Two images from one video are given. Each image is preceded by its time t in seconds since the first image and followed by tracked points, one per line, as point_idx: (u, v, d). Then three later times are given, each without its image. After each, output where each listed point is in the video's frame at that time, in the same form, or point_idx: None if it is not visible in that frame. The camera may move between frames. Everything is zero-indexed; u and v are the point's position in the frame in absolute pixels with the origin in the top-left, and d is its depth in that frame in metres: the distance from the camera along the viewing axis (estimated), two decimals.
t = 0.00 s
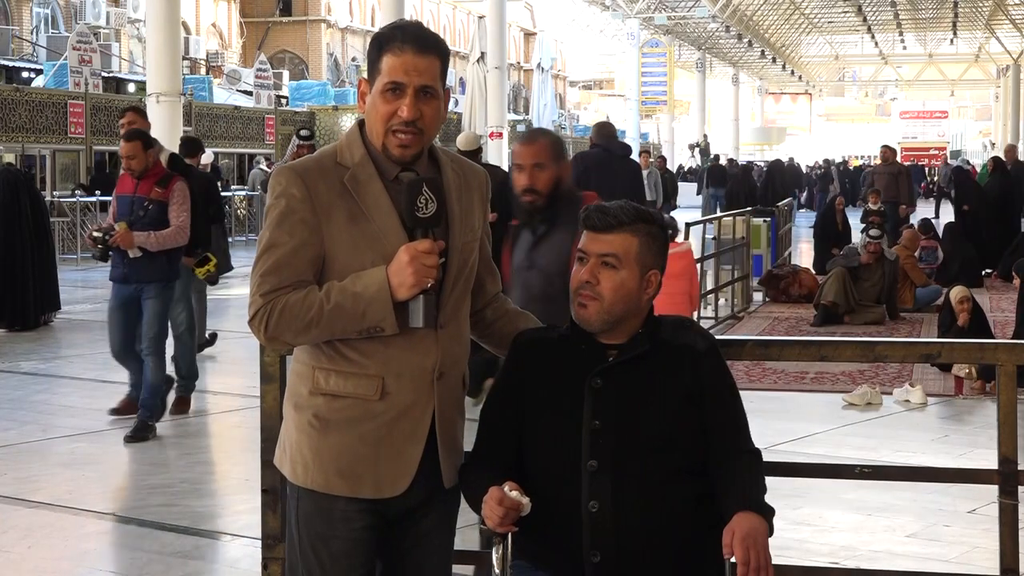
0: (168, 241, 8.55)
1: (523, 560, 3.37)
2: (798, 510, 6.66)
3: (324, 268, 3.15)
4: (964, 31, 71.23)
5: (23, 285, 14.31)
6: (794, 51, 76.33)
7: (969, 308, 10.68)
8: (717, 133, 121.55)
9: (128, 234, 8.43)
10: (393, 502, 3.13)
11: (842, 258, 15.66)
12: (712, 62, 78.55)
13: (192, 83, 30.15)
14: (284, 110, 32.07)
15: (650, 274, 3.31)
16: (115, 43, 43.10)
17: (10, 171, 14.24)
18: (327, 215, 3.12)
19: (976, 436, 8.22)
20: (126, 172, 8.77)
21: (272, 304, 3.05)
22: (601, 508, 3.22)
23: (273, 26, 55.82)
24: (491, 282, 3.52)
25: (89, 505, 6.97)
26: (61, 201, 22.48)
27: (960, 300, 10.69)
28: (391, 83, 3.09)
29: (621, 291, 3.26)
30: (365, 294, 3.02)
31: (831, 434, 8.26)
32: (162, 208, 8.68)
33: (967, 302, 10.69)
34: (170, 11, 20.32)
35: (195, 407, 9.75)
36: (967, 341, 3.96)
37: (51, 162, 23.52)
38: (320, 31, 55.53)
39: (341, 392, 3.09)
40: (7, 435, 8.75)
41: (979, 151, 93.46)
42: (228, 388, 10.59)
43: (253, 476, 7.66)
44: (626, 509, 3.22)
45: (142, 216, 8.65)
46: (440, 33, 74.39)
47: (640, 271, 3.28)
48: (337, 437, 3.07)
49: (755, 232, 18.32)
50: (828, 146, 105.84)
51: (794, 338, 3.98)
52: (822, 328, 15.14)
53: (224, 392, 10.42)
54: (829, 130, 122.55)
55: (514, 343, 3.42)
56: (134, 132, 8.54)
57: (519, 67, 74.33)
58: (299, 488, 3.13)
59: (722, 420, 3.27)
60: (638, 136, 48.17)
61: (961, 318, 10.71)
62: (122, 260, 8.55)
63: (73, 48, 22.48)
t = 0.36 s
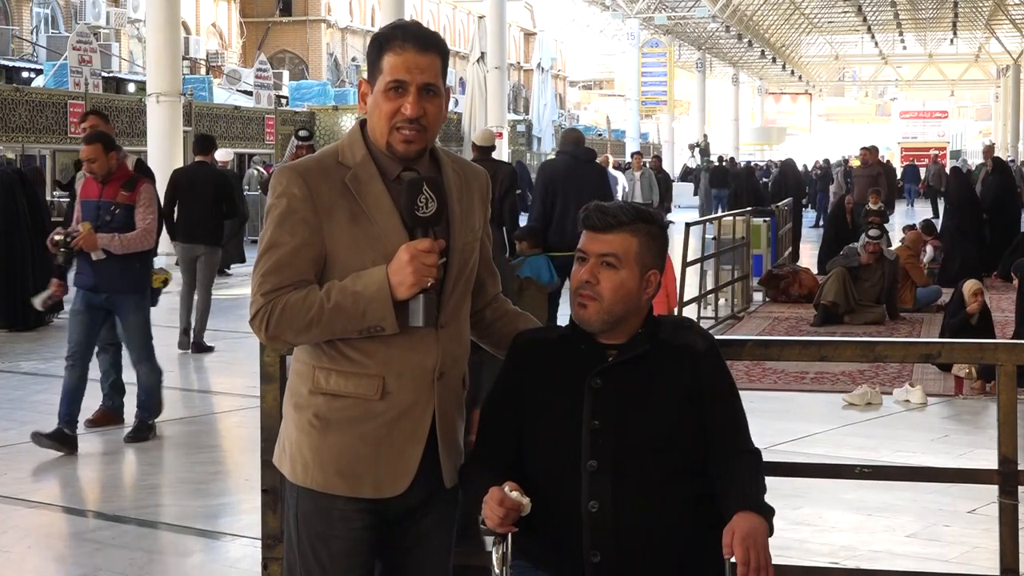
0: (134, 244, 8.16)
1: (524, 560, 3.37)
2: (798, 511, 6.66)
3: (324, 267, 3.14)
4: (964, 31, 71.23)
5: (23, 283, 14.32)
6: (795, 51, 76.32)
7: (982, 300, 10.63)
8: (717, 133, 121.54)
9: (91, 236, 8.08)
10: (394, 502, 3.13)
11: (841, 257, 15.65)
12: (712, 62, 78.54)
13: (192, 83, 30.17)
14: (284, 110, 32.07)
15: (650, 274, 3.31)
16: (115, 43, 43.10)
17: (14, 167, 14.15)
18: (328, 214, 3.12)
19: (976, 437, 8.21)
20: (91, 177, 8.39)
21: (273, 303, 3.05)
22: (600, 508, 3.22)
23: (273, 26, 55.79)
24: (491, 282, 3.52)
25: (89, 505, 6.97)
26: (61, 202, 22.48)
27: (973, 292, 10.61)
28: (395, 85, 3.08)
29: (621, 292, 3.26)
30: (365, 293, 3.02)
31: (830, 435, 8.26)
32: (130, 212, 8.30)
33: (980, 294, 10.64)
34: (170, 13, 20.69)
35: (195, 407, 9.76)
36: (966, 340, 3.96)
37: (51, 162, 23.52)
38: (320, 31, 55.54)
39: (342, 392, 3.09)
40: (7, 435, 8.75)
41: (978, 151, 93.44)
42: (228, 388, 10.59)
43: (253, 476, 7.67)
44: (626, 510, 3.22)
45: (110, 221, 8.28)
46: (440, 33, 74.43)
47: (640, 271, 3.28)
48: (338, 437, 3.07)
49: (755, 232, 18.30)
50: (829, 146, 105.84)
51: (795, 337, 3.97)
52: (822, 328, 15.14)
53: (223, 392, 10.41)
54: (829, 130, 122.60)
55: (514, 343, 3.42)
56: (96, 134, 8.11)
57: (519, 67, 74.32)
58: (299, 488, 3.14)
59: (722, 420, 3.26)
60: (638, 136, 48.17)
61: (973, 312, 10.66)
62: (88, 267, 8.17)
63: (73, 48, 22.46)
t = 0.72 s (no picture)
0: (92, 238, 7.89)
1: (524, 560, 3.37)
2: (798, 510, 6.66)
3: (324, 267, 3.14)
4: (963, 31, 71.21)
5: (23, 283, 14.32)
6: (795, 51, 76.30)
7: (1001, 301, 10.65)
8: (716, 132, 121.51)
9: (47, 231, 7.76)
10: (396, 503, 3.13)
11: (842, 257, 15.66)
12: (712, 61, 78.52)
13: (192, 83, 30.17)
14: (284, 110, 32.05)
15: (649, 274, 3.31)
16: (115, 43, 43.09)
17: (14, 168, 14.26)
18: (326, 215, 3.12)
19: (976, 436, 8.22)
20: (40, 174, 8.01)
21: (273, 304, 3.05)
22: (600, 508, 3.22)
23: (273, 26, 55.77)
24: (490, 282, 3.52)
25: (92, 505, 6.97)
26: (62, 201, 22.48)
27: (994, 291, 10.66)
28: (396, 88, 3.08)
29: (621, 292, 3.26)
30: (364, 292, 3.02)
31: (830, 435, 8.26)
32: (84, 206, 7.98)
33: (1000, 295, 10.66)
34: (170, 12, 20.79)
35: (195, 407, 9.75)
36: (966, 341, 3.96)
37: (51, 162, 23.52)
38: (320, 31, 55.56)
39: (343, 391, 3.09)
40: (8, 435, 8.76)
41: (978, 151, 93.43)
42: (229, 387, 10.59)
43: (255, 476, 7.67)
44: (627, 510, 3.22)
45: (63, 215, 7.93)
46: (440, 33, 74.47)
47: (640, 271, 3.29)
48: (339, 437, 3.07)
49: (755, 232, 18.29)
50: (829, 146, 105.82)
51: (794, 338, 3.97)
52: (822, 327, 15.14)
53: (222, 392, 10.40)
54: (829, 129, 122.63)
55: (513, 343, 3.42)
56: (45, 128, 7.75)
57: (519, 67, 74.33)
58: (300, 489, 3.13)
59: (723, 419, 3.26)
60: (638, 136, 48.18)
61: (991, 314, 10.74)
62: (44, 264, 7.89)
63: (73, 48, 22.43)
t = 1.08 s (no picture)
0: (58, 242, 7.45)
1: (524, 560, 3.37)
2: (798, 511, 6.66)
3: (323, 267, 3.14)
4: (964, 31, 71.19)
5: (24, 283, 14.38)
6: (795, 51, 76.30)
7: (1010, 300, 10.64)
8: (716, 133, 121.52)
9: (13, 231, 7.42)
10: (393, 504, 3.13)
11: (842, 257, 15.64)
12: (712, 61, 78.51)
13: (192, 83, 30.18)
14: (284, 110, 32.04)
15: (650, 273, 3.31)
16: (115, 43, 43.09)
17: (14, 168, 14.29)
18: (326, 214, 3.12)
19: (976, 437, 8.23)
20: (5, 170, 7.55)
21: (271, 304, 3.05)
22: (600, 508, 3.22)
23: (273, 26, 55.76)
24: (488, 283, 3.51)
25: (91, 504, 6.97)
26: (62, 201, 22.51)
27: (1004, 291, 10.64)
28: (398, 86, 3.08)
29: (621, 291, 3.26)
30: (363, 293, 3.02)
31: (830, 436, 8.27)
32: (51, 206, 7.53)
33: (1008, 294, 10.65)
34: (170, 13, 20.80)
35: (195, 407, 9.75)
36: (967, 341, 3.96)
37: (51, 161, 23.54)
38: (320, 31, 55.55)
39: (341, 391, 3.09)
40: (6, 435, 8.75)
41: (978, 151, 93.45)
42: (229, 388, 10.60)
43: (253, 476, 7.66)
44: (626, 509, 3.22)
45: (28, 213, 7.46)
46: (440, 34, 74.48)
47: (640, 270, 3.29)
48: (337, 438, 3.07)
49: (755, 232, 18.28)
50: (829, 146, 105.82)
51: (794, 338, 3.97)
52: (822, 327, 15.14)
53: (223, 392, 10.40)
54: (829, 129, 122.66)
55: (512, 343, 3.42)
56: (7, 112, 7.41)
57: (519, 67, 74.33)
58: (298, 490, 3.13)
59: (723, 420, 3.26)
60: (638, 136, 48.18)
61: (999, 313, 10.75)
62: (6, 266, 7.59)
63: (73, 48, 22.43)
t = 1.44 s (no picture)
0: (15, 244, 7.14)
1: (524, 561, 3.36)
2: (799, 510, 6.66)
3: (322, 269, 3.14)
4: (964, 31, 71.15)
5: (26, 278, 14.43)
6: (795, 51, 76.29)
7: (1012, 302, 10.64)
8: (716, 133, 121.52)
9: None
10: (392, 505, 3.12)
11: (841, 257, 15.61)
12: (712, 61, 78.46)
13: (192, 83, 30.18)
14: (284, 111, 32.03)
15: (649, 274, 3.31)
16: (115, 43, 43.08)
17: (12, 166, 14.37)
18: (326, 216, 3.12)
19: (976, 437, 8.23)
20: None
21: (270, 306, 3.05)
22: (600, 508, 3.21)
23: (273, 26, 55.76)
24: (487, 284, 3.51)
25: (90, 505, 6.96)
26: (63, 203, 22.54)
27: (1006, 292, 10.63)
28: (397, 85, 3.07)
29: (620, 292, 3.26)
30: (363, 296, 3.01)
31: (830, 436, 8.26)
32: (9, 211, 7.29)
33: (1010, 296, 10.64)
34: (169, 13, 20.81)
35: (195, 407, 9.75)
36: (966, 341, 3.95)
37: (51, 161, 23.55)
38: (320, 31, 55.51)
39: (341, 394, 3.09)
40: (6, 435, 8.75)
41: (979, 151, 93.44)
42: (229, 388, 10.60)
43: (254, 476, 7.65)
44: (627, 510, 3.21)
45: None
46: (440, 33, 74.48)
47: (640, 271, 3.28)
48: (336, 440, 3.07)
49: (755, 232, 18.28)
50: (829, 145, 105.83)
51: (795, 338, 3.96)
52: (822, 327, 15.13)
53: (223, 392, 10.39)
54: (829, 128, 122.69)
55: (511, 344, 3.42)
56: None
57: (519, 67, 74.32)
58: (296, 492, 3.13)
59: (722, 421, 3.26)
60: (638, 136, 48.19)
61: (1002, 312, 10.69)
62: None
63: (73, 48, 22.44)
